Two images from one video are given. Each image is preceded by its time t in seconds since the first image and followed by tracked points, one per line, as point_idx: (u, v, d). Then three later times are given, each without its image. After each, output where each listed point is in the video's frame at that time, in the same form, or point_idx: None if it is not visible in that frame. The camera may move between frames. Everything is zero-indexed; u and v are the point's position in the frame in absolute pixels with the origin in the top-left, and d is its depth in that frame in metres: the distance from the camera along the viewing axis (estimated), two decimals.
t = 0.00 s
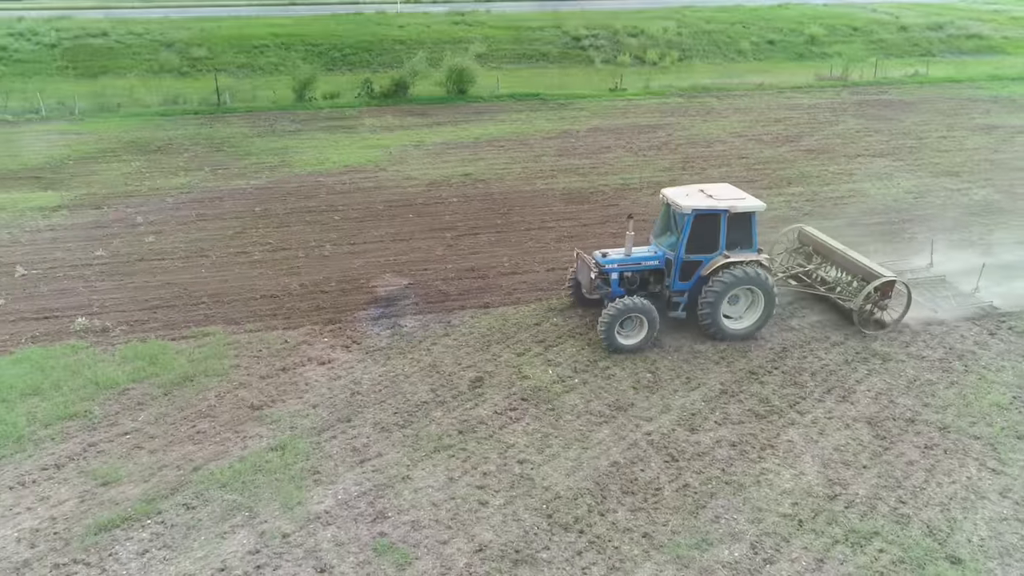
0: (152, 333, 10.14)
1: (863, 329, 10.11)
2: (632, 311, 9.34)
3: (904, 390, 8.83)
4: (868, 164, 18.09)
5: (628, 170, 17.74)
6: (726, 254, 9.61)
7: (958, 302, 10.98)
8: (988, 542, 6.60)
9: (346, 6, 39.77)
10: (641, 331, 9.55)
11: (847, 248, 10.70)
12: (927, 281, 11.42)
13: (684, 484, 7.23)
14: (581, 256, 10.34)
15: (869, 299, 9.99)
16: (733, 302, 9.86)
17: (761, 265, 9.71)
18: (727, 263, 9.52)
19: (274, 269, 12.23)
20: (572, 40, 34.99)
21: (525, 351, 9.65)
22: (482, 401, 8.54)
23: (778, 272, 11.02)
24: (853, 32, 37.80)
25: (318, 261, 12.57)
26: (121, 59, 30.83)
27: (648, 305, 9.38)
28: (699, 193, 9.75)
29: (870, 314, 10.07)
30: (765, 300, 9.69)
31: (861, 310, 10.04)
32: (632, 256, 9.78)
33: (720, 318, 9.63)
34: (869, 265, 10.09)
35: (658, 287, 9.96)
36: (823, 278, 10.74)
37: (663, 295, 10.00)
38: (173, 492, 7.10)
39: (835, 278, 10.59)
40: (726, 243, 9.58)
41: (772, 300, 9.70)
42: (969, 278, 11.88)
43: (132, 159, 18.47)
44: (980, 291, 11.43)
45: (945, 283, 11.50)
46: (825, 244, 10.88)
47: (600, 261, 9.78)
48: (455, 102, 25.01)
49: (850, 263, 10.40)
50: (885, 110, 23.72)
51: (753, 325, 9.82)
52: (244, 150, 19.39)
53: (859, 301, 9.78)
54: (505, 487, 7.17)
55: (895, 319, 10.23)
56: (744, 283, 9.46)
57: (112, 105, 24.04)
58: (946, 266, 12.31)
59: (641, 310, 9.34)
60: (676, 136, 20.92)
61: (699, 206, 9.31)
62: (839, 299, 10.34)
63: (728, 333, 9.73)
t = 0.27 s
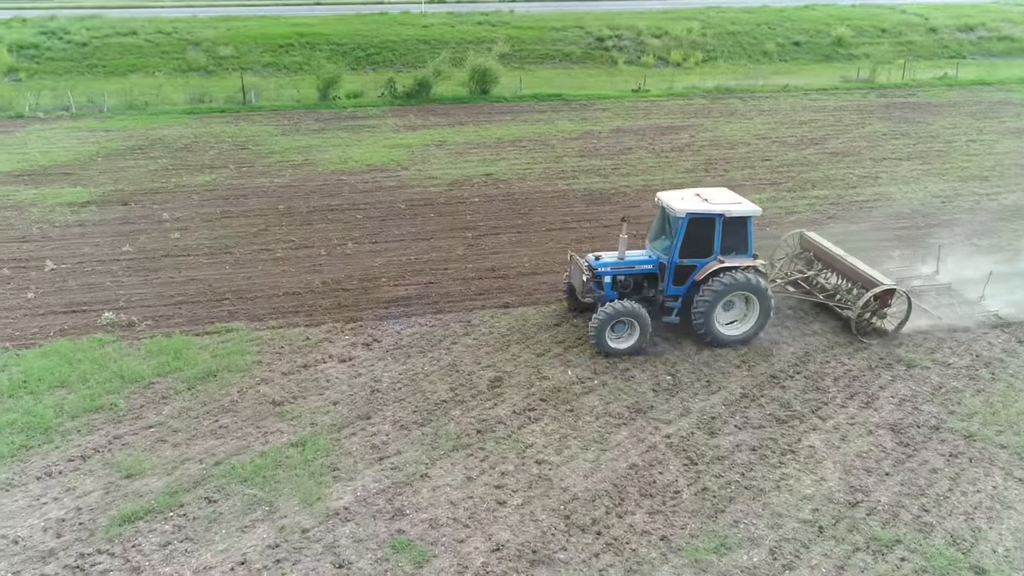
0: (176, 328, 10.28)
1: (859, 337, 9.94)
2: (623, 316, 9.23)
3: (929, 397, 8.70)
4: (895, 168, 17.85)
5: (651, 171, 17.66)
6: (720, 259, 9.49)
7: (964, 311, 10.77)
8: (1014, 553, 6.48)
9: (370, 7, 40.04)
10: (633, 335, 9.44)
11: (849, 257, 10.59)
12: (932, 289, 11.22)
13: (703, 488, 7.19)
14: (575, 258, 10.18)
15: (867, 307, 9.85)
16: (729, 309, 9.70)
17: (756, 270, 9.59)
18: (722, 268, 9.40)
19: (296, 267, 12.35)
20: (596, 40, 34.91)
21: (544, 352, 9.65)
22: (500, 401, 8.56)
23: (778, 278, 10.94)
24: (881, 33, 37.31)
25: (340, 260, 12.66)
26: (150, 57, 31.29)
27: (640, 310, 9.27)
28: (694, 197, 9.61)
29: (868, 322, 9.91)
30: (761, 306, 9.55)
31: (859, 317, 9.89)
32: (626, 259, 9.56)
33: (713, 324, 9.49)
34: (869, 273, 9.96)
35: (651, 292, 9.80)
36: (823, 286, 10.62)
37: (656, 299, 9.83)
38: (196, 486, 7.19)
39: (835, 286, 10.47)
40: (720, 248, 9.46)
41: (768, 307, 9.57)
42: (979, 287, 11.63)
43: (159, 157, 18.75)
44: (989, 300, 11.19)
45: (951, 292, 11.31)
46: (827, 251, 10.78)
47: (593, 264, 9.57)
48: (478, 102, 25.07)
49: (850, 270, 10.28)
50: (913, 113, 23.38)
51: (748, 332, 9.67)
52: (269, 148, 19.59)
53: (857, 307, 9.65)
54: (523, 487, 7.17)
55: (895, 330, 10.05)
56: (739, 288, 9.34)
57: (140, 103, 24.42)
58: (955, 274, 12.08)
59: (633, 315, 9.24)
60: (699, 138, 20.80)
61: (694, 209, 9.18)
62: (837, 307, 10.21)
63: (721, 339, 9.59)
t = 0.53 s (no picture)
0: (192, 325, 10.38)
1: (848, 343, 9.78)
2: (609, 318, 9.08)
3: (946, 402, 8.62)
4: (912, 170, 17.69)
5: (665, 172, 17.60)
6: (708, 263, 9.39)
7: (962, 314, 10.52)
8: None
9: (386, 7, 40.19)
10: (619, 339, 9.31)
11: (840, 261, 10.42)
12: (929, 293, 11.00)
13: (716, 491, 7.16)
14: (560, 261, 10.12)
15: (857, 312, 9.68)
16: (716, 315, 9.57)
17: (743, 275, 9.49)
18: (708, 273, 9.29)
19: (310, 265, 12.42)
20: (610, 40, 34.85)
21: (557, 352, 9.64)
22: (513, 401, 8.57)
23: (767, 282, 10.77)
24: (899, 34, 37.00)
25: (354, 259, 12.72)
26: (168, 56, 31.57)
27: (625, 313, 9.13)
28: (683, 200, 9.52)
29: (858, 328, 9.75)
30: (749, 311, 9.37)
31: (848, 323, 9.72)
32: (611, 262, 9.54)
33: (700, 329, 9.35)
34: (859, 278, 9.79)
35: (637, 295, 9.74)
36: (814, 290, 10.46)
37: (643, 304, 9.79)
38: (210, 481, 7.25)
39: (826, 290, 10.30)
40: (707, 252, 9.36)
41: (755, 313, 9.39)
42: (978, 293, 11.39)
43: (176, 155, 18.92)
44: (987, 306, 10.94)
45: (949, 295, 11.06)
46: (818, 255, 10.62)
47: (578, 268, 9.54)
48: (492, 102, 25.10)
49: (841, 275, 10.11)
50: (931, 115, 23.16)
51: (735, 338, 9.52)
52: (285, 147, 19.71)
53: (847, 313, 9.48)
54: (535, 488, 7.18)
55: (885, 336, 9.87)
56: (726, 294, 9.15)
57: (158, 102, 24.65)
58: (954, 280, 11.85)
59: (619, 318, 9.10)
60: (713, 139, 20.71)
61: (681, 213, 9.08)
62: (826, 312, 10.04)
63: (707, 345, 9.45)
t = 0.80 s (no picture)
0: (205, 322, 10.45)
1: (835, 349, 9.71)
2: (590, 323, 9.03)
3: (960, 406, 8.55)
4: (926, 172, 17.56)
5: (677, 173, 17.56)
6: (690, 268, 9.27)
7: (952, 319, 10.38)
8: None
9: (398, 6, 40.29)
10: (599, 344, 9.26)
11: (827, 265, 10.34)
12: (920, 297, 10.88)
13: (727, 493, 7.14)
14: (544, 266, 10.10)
15: (844, 317, 9.60)
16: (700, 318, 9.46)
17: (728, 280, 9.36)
18: (691, 278, 9.19)
19: (323, 264, 12.47)
20: (622, 41, 34.80)
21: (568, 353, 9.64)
22: (524, 401, 8.58)
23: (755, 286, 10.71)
24: (914, 35, 36.74)
25: (366, 258, 12.77)
26: (182, 55, 31.79)
27: (607, 319, 9.08)
28: (665, 204, 9.42)
29: (844, 333, 9.67)
30: (733, 317, 9.26)
31: (834, 328, 9.65)
32: (594, 266, 9.49)
33: (682, 334, 9.24)
34: (846, 283, 9.70)
35: (620, 299, 9.71)
36: (801, 295, 10.39)
37: (625, 308, 9.72)
38: (223, 478, 7.30)
39: (813, 295, 10.23)
40: (690, 257, 9.25)
41: (739, 318, 9.28)
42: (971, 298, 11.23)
43: (190, 154, 19.05)
44: (979, 311, 10.78)
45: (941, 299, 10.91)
46: (805, 259, 10.54)
47: (560, 271, 9.52)
48: (503, 102, 25.11)
49: (828, 279, 10.03)
50: (946, 116, 22.98)
51: (718, 344, 9.41)
52: (298, 147, 19.81)
53: (833, 318, 9.40)
54: (545, 488, 7.18)
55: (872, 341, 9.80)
56: (710, 299, 9.04)
57: (172, 101, 24.81)
58: (949, 284, 11.69)
59: (601, 324, 9.04)
60: (726, 140, 20.64)
61: (662, 218, 8.98)
62: (813, 317, 9.97)
63: (690, 350, 9.34)
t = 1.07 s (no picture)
0: (218, 320, 10.51)
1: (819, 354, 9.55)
2: (572, 325, 8.89)
3: (975, 410, 8.47)
4: (942, 174, 17.41)
5: (689, 174, 17.51)
6: (673, 270, 9.20)
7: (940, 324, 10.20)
8: None
9: (411, 7, 40.38)
10: (580, 345, 9.15)
11: (815, 268, 10.19)
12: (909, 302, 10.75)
13: (739, 495, 7.11)
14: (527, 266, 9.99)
15: (828, 321, 9.44)
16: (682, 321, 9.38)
17: (711, 283, 9.28)
18: (674, 280, 9.11)
19: (335, 263, 12.52)
20: (635, 41, 34.72)
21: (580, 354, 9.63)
22: (535, 402, 8.58)
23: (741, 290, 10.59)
24: (929, 36, 36.44)
25: (378, 257, 12.80)
26: (196, 55, 32.00)
27: (590, 321, 8.96)
28: (649, 206, 9.37)
29: (830, 338, 9.51)
30: (716, 321, 9.16)
31: (819, 333, 9.49)
32: (576, 268, 9.41)
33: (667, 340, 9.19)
34: (831, 286, 9.54)
35: (604, 302, 9.61)
36: (788, 299, 10.25)
37: (608, 310, 9.62)
38: (236, 476, 7.34)
39: (799, 299, 10.11)
40: (673, 259, 9.19)
41: (723, 322, 9.18)
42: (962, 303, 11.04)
43: (204, 153, 19.17)
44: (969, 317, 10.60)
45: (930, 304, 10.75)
46: (793, 262, 10.39)
47: (541, 273, 9.42)
48: (515, 102, 25.12)
49: (814, 283, 9.90)
50: (962, 118, 22.78)
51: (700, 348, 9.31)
52: (311, 146, 19.90)
53: (816, 321, 9.23)
54: (556, 488, 7.18)
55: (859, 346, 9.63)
56: (692, 303, 8.95)
57: (186, 100, 24.97)
58: (940, 290, 11.51)
59: (576, 324, 8.89)
60: (739, 141, 20.56)
61: (644, 220, 8.92)
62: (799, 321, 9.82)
63: (671, 354, 9.26)
